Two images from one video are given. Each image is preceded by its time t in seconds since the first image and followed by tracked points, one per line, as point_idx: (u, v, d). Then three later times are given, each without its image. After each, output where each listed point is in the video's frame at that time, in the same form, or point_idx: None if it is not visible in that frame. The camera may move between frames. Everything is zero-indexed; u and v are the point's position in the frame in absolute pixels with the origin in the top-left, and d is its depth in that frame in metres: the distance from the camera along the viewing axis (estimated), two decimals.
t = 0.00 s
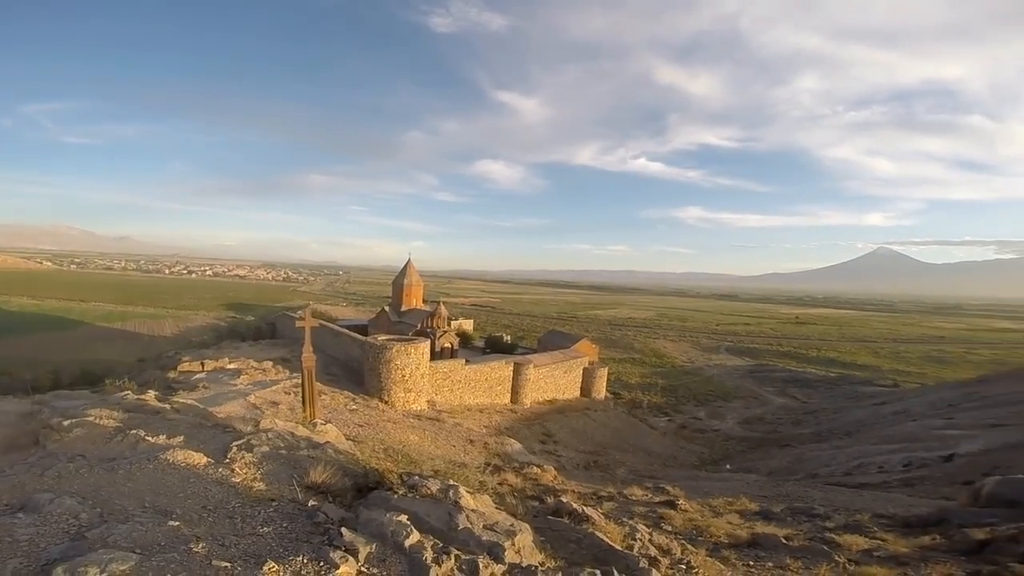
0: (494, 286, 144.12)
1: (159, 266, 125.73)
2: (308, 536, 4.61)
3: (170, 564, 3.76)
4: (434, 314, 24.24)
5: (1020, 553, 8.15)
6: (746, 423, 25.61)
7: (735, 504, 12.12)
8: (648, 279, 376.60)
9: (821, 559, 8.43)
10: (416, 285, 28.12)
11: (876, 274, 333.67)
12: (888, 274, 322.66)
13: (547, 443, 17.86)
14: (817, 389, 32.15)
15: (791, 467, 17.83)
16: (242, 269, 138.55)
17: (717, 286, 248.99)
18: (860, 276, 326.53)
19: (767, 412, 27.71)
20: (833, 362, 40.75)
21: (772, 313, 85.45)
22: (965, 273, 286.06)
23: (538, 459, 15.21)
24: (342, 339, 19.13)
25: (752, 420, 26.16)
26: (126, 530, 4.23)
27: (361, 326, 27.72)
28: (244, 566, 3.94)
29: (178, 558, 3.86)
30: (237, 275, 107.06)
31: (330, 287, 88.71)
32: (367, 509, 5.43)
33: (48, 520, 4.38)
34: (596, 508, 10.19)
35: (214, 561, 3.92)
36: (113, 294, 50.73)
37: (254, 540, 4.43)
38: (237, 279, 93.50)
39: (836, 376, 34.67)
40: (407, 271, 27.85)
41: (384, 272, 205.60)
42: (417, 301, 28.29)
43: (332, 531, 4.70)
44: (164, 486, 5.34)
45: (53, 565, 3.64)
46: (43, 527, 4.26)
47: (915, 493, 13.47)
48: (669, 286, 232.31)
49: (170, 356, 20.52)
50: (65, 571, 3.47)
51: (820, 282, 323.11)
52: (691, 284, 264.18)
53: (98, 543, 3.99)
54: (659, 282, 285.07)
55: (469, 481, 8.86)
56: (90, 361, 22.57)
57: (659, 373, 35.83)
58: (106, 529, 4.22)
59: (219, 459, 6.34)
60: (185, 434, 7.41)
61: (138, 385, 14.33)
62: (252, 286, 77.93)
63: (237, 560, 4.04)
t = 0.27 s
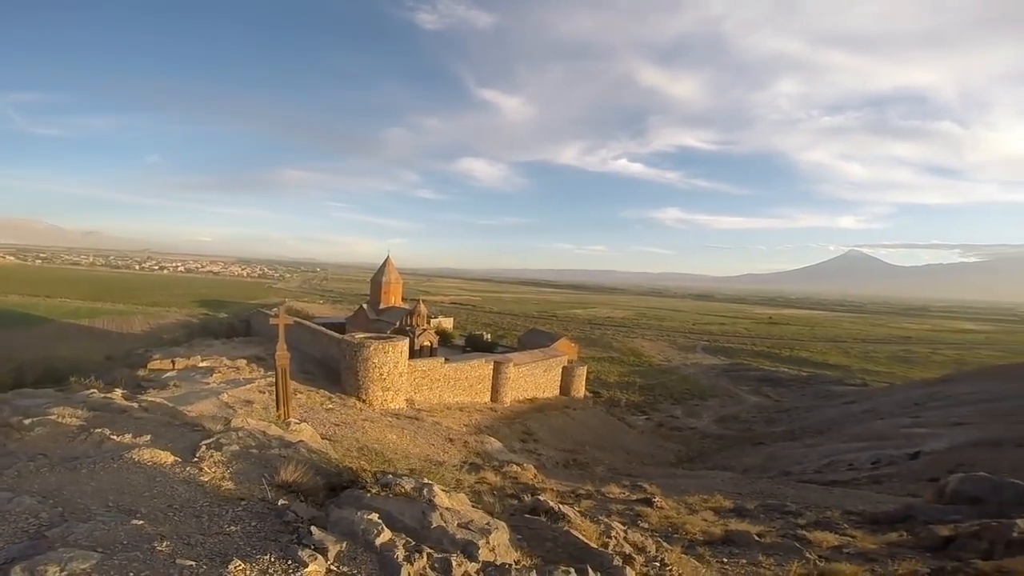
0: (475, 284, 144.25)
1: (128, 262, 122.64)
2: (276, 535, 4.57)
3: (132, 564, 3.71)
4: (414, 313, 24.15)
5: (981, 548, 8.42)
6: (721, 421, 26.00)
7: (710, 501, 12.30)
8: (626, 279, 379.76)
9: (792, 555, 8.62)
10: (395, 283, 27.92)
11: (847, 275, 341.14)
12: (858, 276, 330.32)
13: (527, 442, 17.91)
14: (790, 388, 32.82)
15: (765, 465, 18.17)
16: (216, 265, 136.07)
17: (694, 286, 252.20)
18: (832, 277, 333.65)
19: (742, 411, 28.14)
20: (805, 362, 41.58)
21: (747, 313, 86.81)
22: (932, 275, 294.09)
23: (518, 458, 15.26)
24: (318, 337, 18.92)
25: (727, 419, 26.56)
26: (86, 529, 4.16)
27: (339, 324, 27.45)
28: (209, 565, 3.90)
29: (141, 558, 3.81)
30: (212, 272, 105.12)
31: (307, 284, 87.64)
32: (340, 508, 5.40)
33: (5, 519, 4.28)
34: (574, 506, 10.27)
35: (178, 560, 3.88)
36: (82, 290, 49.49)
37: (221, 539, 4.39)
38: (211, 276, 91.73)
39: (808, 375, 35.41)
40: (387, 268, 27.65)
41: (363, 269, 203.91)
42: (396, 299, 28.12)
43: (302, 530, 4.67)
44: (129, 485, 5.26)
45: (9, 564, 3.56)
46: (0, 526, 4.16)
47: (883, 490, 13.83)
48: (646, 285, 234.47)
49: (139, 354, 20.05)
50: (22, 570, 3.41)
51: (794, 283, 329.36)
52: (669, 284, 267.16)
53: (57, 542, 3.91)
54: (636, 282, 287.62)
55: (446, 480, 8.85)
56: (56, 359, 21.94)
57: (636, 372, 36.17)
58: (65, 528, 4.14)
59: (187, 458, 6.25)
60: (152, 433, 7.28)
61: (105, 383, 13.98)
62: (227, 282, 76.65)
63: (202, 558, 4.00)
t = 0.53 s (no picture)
0: (454, 283, 143.66)
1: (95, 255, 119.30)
2: (240, 533, 4.53)
3: (88, 562, 3.65)
4: (392, 310, 24.02)
5: (942, 547, 8.69)
6: (695, 421, 26.38)
7: (683, 500, 12.50)
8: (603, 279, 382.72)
9: (761, 553, 8.80)
10: (372, 280, 27.70)
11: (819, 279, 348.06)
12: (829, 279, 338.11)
13: (505, 441, 17.95)
14: (762, 388, 33.47)
15: (737, 464, 18.50)
16: (188, 260, 133.27)
17: (670, 287, 255.39)
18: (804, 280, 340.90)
19: (716, 410, 28.57)
20: (776, 362, 42.44)
21: (721, 314, 88.32)
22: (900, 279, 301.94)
23: (495, 457, 15.29)
24: (292, 334, 18.68)
25: (701, 418, 26.95)
26: (41, 527, 4.07)
27: (314, 321, 27.12)
28: (168, 563, 3.86)
29: (97, 555, 3.76)
30: (183, 267, 102.56)
31: (282, 281, 86.37)
32: (309, 507, 5.38)
33: None
34: (549, 505, 10.34)
35: (137, 558, 3.83)
36: (45, 284, 47.99)
37: (182, 538, 4.34)
38: (182, 271, 89.79)
39: (779, 375, 36.17)
40: (364, 265, 27.42)
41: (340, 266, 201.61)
42: (373, 296, 27.90)
43: (266, 528, 4.64)
44: (88, 483, 5.15)
45: None
46: None
47: (850, 489, 14.19)
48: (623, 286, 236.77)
49: (105, 351, 19.53)
50: None
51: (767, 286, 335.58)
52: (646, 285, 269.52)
53: (10, 540, 3.83)
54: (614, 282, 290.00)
55: (419, 479, 8.84)
56: (18, 355, 21.25)
57: (613, 371, 36.49)
58: (19, 526, 4.05)
59: (151, 456, 6.14)
60: (115, 431, 7.13)
61: (68, 380, 13.61)
62: (199, 277, 75.12)
63: (162, 556, 3.96)
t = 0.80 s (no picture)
0: (431, 282, 142.88)
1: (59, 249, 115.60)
2: (202, 533, 4.47)
3: (41, 562, 3.59)
4: (368, 309, 23.84)
5: (906, 545, 8.95)
6: (670, 420, 26.72)
7: (658, 498, 12.67)
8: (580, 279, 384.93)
9: (732, 552, 8.96)
10: (347, 278, 27.42)
11: (790, 281, 355.46)
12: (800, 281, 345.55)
13: (483, 441, 17.96)
14: (734, 387, 34.07)
15: (710, 462, 18.80)
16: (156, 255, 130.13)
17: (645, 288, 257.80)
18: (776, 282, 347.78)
19: (689, 409, 28.99)
20: (748, 362, 43.23)
21: (695, 315, 89.67)
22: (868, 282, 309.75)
23: (473, 456, 15.28)
24: (264, 332, 18.39)
25: (675, 417, 27.31)
26: None
27: (288, 319, 26.74)
28: (125, 563, 3.80)
29: (50, 555, 3.68)
30: (152, 263, 100.04)
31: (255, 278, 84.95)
32: (275, 507, 5.32)
33: None
34: (525, 505, 10.40)
35: (91, 557, 3.76)
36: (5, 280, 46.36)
37: (141, 537, 4.27)
38: (151, 267, 87.64)
39: (750, 375, 36.84)
40: (339, 263, 27.14)
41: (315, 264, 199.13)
42: (348, 294, 27.62)
43: (229, 528, 4.59)
44: (43, 483, 5.02)
45: None
46: None
47: (819, 487, 14.54)
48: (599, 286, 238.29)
49: (68, 349, 18.97)
50: None
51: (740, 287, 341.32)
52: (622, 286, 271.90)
53: None
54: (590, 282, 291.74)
55: (392, 479, 8.81)
56: None
57: (589, 371, 36.76)
58: None
59: (111, 456, 6.01)
60: (74, 431, 6.95)
61: (28, 379, 13.18)
62: (168, 274, 73.53)
63: (118, 556, 3.89)
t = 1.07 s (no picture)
0: (404, 281, 141.70)
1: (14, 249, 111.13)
2: (160, 537, 4.42)
3: None
4: (340, 310, 23.57)
5: (870, 539, 9.24)
6: (643, 417, 27.05)
7: (631, 495, 12.83)
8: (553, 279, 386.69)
9: (703, 548, 9.13)
10: (318, 278, 27.06)
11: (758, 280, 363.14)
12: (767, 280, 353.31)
13: (459, 441, 17.93)
14: (704, 384, 34.66)
15: (683, 458, 19.12)
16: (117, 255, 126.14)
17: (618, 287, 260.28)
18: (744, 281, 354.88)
19: (662, 407, 29.39)
20: (718, 360, 44.00)
21: (667, 313, 90.94)
22: (832, 281, 318.22)
23: (449, 457, 15.25)
24: (231, 334, 18.04)
25: (648, 415, 27.66)
26: None
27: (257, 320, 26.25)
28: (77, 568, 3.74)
29: None
30: (112, 263, 96.81)
31: (222, 278, 83.02)
32: (237, 509, 5.29)
33: None
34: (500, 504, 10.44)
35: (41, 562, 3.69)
36: None
37: (95, 542, 4.20)
38: (113, 267, 84.93)
39: (720, 372, 37.54)
40: (310, 262, 26.76)
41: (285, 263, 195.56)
42: (319, 294, 27.24)
43: (188, 531, 4.54)
44: None
45: None
46: None
47: (788, 482, 14.91)
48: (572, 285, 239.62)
49: (24, 352, 18.29)
50: None
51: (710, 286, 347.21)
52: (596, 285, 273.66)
53: None
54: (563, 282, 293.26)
55: (363, 481, 8.76)
56: None
57: (564, 370, 36.95)
58: None
59: (65, 461, 5.86)
60: (27, 435, 6.75)
61: None
62: (129, 274, 71.29)
63: (71, 562, 3.82)
